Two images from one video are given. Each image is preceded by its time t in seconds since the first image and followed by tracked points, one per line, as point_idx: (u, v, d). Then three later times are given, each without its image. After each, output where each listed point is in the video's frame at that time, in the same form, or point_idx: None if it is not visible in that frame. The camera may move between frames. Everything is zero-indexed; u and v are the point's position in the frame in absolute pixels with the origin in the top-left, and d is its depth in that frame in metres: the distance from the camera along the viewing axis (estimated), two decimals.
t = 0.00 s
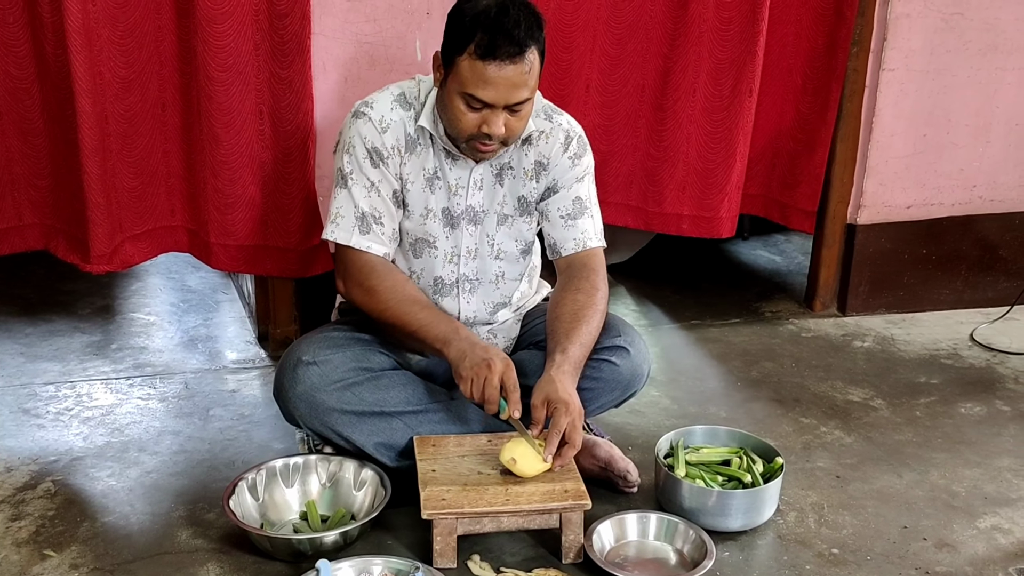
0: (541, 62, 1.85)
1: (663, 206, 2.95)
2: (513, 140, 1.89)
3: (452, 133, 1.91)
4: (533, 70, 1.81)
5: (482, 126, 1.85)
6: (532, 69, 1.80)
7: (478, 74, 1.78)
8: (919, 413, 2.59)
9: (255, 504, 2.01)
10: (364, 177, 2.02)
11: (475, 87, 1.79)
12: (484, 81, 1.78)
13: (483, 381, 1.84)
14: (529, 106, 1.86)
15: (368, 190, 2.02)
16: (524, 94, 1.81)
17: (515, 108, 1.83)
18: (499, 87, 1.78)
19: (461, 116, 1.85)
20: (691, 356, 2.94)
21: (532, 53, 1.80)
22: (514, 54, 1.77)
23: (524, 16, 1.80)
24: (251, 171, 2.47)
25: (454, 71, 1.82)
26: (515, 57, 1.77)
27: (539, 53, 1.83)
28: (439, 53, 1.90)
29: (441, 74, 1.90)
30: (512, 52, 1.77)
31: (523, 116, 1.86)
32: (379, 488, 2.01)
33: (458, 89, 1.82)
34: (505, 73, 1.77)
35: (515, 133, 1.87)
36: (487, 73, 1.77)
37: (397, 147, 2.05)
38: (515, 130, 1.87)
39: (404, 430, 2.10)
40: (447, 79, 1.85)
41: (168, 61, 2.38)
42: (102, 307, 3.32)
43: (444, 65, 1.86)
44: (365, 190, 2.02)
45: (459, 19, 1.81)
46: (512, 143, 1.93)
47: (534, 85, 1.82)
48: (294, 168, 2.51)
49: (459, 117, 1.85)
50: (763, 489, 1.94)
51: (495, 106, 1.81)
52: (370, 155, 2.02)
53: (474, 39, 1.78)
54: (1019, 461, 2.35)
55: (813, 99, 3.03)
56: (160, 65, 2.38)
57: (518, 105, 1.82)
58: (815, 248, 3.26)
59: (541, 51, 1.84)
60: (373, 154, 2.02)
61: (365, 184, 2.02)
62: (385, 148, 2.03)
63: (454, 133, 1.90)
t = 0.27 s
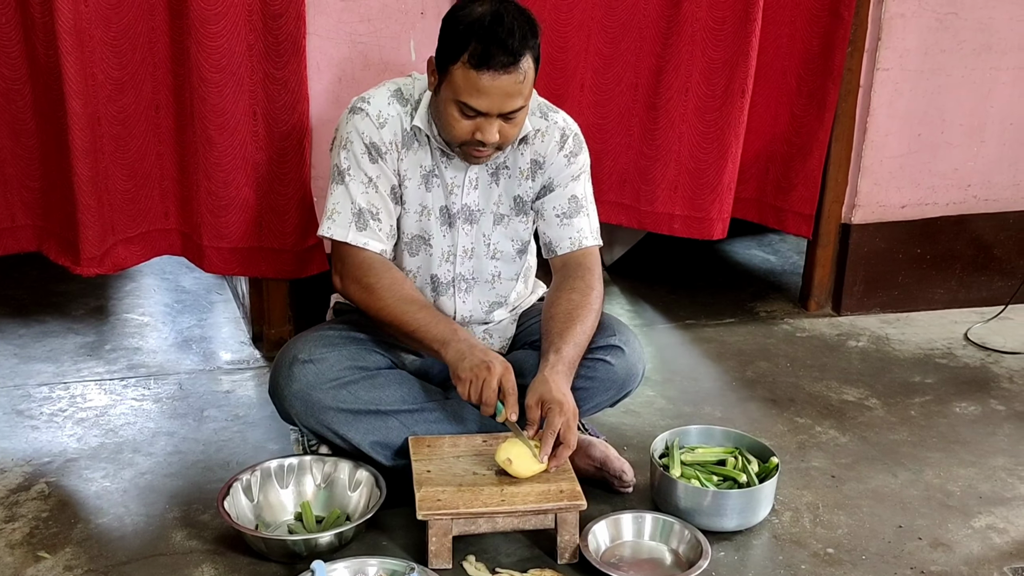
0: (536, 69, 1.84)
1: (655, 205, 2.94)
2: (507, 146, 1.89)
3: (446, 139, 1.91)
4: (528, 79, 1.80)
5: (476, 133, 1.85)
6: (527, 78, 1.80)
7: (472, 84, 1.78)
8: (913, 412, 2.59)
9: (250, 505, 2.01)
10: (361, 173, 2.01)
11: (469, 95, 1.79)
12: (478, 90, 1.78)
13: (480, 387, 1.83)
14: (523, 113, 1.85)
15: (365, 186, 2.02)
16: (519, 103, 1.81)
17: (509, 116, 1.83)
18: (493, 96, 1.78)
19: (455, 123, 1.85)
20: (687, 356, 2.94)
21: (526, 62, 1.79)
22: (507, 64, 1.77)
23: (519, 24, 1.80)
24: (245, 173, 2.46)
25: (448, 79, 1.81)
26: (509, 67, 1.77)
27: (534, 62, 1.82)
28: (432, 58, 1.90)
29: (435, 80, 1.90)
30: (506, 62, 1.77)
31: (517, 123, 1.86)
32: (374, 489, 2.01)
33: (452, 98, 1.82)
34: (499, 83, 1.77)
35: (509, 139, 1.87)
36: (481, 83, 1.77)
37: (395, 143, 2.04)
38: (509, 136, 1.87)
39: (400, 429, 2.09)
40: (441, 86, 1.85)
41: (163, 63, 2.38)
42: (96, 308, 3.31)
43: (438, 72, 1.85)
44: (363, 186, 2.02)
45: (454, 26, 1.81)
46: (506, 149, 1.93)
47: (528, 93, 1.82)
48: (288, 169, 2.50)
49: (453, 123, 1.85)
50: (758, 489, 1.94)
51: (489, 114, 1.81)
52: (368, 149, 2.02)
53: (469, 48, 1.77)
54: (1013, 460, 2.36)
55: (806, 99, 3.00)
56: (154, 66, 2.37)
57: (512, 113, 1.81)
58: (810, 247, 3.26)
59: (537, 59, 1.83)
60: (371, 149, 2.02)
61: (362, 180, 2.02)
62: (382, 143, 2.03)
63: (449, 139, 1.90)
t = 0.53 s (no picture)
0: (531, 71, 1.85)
1: (651, 209, 2.94)
2: (504, 148, 1.90)
3: (443, 144, 1.91)
4: (523, 82, 1.81)
5: (472, 137, 1.85)
6: (522, 80, 1.80)
7: (467, 87, 1.78)
8: (910, 414, 2.59)
9: (247, 507, 2.01)
10: (356, 182, 2.02)
11: (464, 100, 1.80)
12: (473, 94, 1.79)
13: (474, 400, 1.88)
14: (518, 116, 1.86)
15: (361, 195, 2.02)
16: (514, 106, 1.81)
17: (505, 119, 1.83)
18: (489, 100, 1.79)
19: (452, 127, 1.85)
20: (683, 358, 2.94)
21: (521, 64, 1.80)
22: (502, 67, 1.77)
23: (512, 27, 1.80)
24: (242, 177, 2.46)
25: (443, 84, 1.82)
26: (504, 70, 1.78)
27: (529, 63, 1.83)
28: (427, 63, 1.90)
29: (431, 84, 1.90)
30: (500, 65, 1.77)
31: (514, 125, 1.86)
32: (371, 491, 2.01)
33: (448, 102, 1.83)
34: (494, 86, 1.77)
35: (505, 142, 1.87)
36: (476, 86, 1.78)
37: (390, 150, 2.05)
38: (505, 139, 1.87)
39: (398, 430, 2.09)
40: (436, 90, 1.86)
41: (160, 67, 2.38)
42: (93, 310, 3.31)
43: (433, 76, 1.86)
44: (358, 196, 2.02)
45: (448, 30, 1.81)
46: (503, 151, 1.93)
47: (524, 95, 1.83)
48: (285, 172, 2.50)
49: (449, 128, 1.86)
50: (755, 490, 1.95)
51: (485, 117, 1.81)
52: (363, 158, 2.02)
53: (463, 52, 1.78)
54: (1009, 462, 2.36)
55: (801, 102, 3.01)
56: (150, 70, 2.37)
57: (508, 116, 1.82)
58: (806, 250, 3.26)
59: (531, 61, 1.84)
60: (366, 158, 2.02)
61: (357, 189, 2.02)
62: (378, 151, 2.03)
63: (446, 144, 1.90)
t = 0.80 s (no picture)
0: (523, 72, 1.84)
1: (653, 214, 2.95)
2: (497, 150, 1.89)
3: (437, 147, 1.91)
4: (514, 83, 1.81)
5: (465, 139, 1.85)
6: (512, 81, 1.80)
7: (457, 90, 1.79)
8: (909, 417, 2.59)
9: (246, 511, 2.01)
10: (352, 194, 2.02)
11: (455, 102, 1.80)
12: (464, 96, 1.79)
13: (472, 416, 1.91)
14: (511, 117, 1.85)
15: (357, 207, 2.02)
16: (506, 107, 1.81)
17: (497, 120, 1.83)
18: (479, 102, 1.79)
19: (444, 130, 1.85)
20: (683, 361, 2.94)
21: (511, 65, 1.79)
22: (491, 68, 1.77)
23: (502, 28, 1.80)
24: (241, 180, 2.46)
25: (434, 87, 1.82)
26: (493, 71, 1.77)
27: (519, 63, 1.82)
28: (419, 66, 1.90)
29: (422, 87, 1.90)
30: (489, 66, 1.77)
31: (506, 126, 1.86)
32: (370, 495, 2.01)
33: (439, 105, 1.83)
34: (484, 88, 1.77)
35: (499, 143, 1.87)
36: (466, 88, 1.78)
37: (385, 160, 2.04)
38: (499, 140, 1.87)
39: (397, 434, 2.09)
40: (428, 94, 1.86)
41: (158, 71, 2.38)
42: (92, 314, 3.30)
43: (424, 80, 1.86)
44: (354, 208, 2.02)
45: (437, 33, 1.82)
46: (497, 152, 1.92)
47: (515, 96, 1.82)
48: (284, 176, 2.50)
49: (442, 130, 1.86)
50: (754, 494, 1.94)
51: (476, 119, 1.81)
52: (358, 170, 2.02)
53: (452, 54, 1.78)
54: (1008, 465, 2.36)
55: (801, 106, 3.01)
56: (149, 75, 2.37)
57: (500, 117, 1.82)
58: (805, 253, 3.27)
59: (522, 61, 1.83)
60: (361, 169, 2.01)
61: (353, 202, 2.02)
62: (372, 162, 2.02)
63: (440, 146, 1.90)
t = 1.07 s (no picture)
0: (519, 67, 1.84)
1: (658, 218, 2.95)
2: (496, 146, 1.89)
3: (435, 144, 1.91)
4: (510, 78, 1.81)
5: (463, 135, 1.84)
6: (509, 76, 1.80)
7: (453, 85, 1.79)
8: (909, 420, 2.59)
9: (244, 514, 2.00)
10: (348, 201, 2.01)
11: (451, 97, 1.80)
12: (460, 92, 1.79)
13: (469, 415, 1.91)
14: (508, 113, 1.85)
15: (352, 214, 2.02)
16: (502, 102, 1.81)
17: (494, 116, 1.83)
18: (476, 97, 1.79)
19: (441, 126, 1.85)
20: (682, 364, 2.94)
21: (507, 60, 1.79)
22: (487, 63, 1.77)
23: (497, 23, 1.80)
24: (240, 182, 2.46)
25: (431, 84, 1.82)
26: (489, 66, 1.77)
27: (516, 59, 1.82)
28: (415, 64, 1.90)
29: (419, 85, 1.90)
30: (485, 61, 1.77)
31: (504, 122, 1.86)
32: (369, 498, 2.01)
33: (436, 101, 1.83)
34: (480, 83, 1.77)
35: (496, 139, 1.87)
36: (462, 84, 1.78)
37: (382, 167, 2.04)
38: (497, 137, 1.87)
39: (396, 438, 2.10)
40: (425, 91, 1.86)
41: (158, 73, 2.38)
42: (91, 316, 3.30)
43: (421, 77, 1.86)
44: (349, 214, 2.02)
45: (433, 30, 1.82)
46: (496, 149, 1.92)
47: (512, 91, 1.82)
48: (283, 177, 2.50)
49: (438, 127, 1.86)
50: (753, 497, 1.94)
51: (473, 114, 1.81)
52: (355, 177, 2.01)
53: (448, 50, 1.78)
54: (1008, 468, 2.36)
55: (801, 109, 3.01)
56: (149, 77, 2.37)
57: (497, 112, 1.82)
58: (805, 256, 3.27)
59: (518, 57, 1.84)
60: (357, 176, 2.01)
61: (349, 208, 2.02)
62: (369, 168, 2.02)
63: (438, 143, 1.90)
